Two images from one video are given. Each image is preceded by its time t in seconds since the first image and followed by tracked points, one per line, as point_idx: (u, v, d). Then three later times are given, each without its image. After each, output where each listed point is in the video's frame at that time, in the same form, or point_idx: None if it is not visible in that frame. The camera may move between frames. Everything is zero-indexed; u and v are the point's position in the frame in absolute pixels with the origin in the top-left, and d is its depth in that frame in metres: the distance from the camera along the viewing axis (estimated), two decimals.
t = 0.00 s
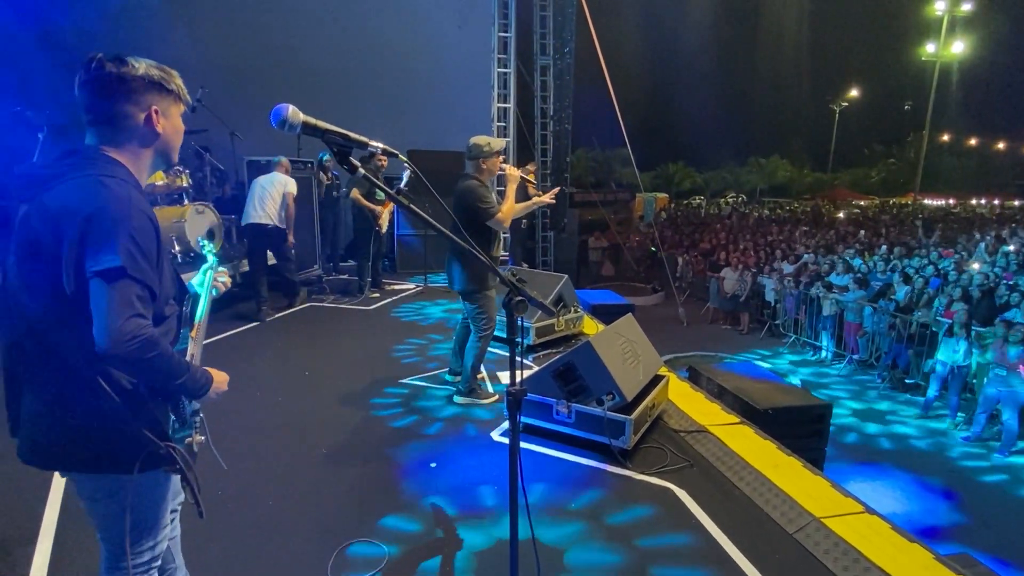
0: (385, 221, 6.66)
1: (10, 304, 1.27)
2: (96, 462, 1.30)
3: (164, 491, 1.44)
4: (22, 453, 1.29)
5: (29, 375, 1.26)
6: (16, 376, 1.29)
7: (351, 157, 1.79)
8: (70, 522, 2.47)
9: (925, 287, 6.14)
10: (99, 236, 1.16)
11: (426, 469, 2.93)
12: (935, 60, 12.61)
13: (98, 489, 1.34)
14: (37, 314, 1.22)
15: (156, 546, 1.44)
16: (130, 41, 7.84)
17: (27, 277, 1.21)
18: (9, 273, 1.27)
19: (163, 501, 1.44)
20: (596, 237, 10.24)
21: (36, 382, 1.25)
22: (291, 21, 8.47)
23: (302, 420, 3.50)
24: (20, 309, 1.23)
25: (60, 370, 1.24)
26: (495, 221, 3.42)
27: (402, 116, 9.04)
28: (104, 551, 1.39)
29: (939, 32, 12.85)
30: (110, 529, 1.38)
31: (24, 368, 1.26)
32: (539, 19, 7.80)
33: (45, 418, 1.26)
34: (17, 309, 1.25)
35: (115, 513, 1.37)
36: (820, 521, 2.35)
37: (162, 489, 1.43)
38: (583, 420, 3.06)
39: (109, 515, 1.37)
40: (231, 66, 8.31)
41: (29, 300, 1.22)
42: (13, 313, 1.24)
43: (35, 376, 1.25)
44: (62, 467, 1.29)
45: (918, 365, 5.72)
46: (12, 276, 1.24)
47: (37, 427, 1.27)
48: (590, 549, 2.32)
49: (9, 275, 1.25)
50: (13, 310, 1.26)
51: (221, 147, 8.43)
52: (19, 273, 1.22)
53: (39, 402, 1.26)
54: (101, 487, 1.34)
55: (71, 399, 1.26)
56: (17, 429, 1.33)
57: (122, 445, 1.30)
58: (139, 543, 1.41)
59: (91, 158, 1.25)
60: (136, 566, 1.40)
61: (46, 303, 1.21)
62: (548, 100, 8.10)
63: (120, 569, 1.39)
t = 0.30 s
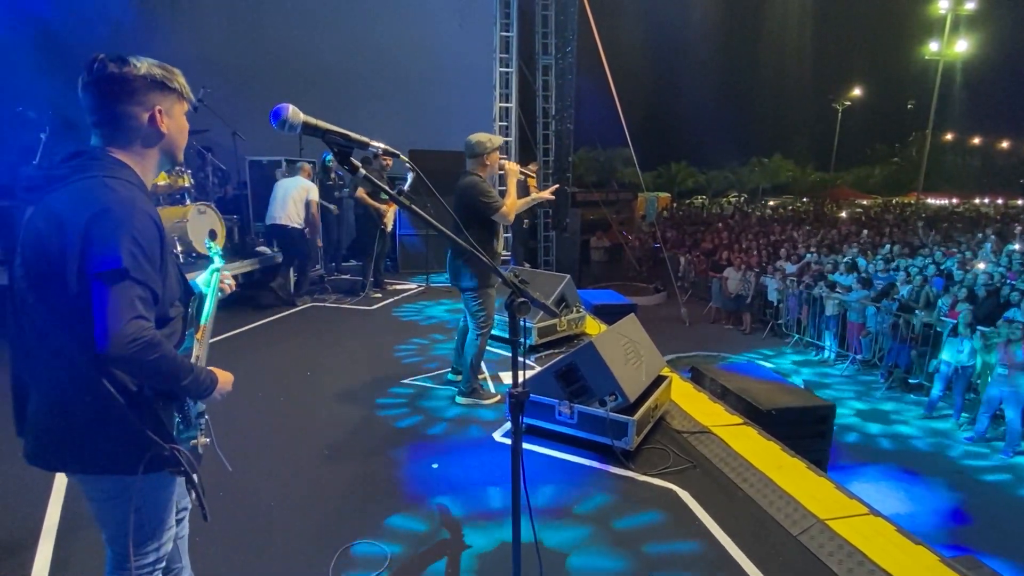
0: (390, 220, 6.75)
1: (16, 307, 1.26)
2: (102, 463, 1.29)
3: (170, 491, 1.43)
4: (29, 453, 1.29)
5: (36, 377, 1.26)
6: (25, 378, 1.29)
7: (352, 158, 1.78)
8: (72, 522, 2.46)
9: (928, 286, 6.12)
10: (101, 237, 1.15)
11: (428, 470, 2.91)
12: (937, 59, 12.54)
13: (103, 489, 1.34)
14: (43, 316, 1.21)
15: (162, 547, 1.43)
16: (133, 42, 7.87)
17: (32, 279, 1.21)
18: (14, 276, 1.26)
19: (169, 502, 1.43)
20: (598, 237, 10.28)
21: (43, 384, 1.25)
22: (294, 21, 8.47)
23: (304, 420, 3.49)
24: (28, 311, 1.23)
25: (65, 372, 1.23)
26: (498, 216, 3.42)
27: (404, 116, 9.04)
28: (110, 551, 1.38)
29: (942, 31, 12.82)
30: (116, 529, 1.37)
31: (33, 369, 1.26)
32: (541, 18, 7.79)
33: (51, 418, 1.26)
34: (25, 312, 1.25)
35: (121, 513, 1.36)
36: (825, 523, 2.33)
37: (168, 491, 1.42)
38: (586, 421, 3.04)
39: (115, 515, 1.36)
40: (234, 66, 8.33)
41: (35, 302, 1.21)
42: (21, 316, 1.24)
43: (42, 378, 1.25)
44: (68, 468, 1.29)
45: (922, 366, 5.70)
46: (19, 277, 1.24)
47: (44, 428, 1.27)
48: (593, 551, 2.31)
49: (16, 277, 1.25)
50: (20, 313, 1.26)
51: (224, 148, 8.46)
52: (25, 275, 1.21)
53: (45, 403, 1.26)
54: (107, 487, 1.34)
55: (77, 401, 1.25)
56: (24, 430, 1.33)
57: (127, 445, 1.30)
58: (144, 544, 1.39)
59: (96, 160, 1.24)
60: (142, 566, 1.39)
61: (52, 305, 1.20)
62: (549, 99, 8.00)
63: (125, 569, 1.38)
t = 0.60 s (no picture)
0: (393, 220, 6.73)
1: (20, 308, 1.26)
2: (107, 465, 1.29)
3: (173, 492, 1.43)
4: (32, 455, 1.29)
5: (39, 379, 1.26)
6: (28, 379, 1.29)
7: (353, 157, 1.77)
8: (74, 523, 2.46)
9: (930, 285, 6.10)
10: (103, 238, 1.15)
11: (430, 470, 2.91)
12: (940, 58, 12.48)
13: (105, 490, 1.33)
14: (46, 318, 1.21)
15: (165, 548, 1.43)
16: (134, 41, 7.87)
17: (34, 279, 1.20)
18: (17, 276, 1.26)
19: (172, 502, 1.43)
20: (599, 236, 10.24)
21: (46, 386, 1.25)
22: (295, 21, 8.47)
23: (306, 420, 3.49)
24: (31, 312, 1.23)
25: (68, 373, 1.23)
26: (500, 214, 3.42)
27: (405, 116, 9.03)
28: (113, 552, 1.38)
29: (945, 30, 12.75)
30: (117, 530, 1.36)
31: (35, 369, 1.26)
32: (542, 18, 7.77)
33: (55, 420, 1.26)
34: (27, 313, 1.25)
35: (123, 514, 1.35)
36: (828, 523, 2.32)
37: (171, 491, 1.41)
38: (588, 421, 3.03)
39: (117, 516, 1.35)
40: (236, 66, 8.35)
41: (36, 302, 1.21)
42: (24, 318, 1.24)
43: (44, 380, 1.25)
44: (72, 471, 1.28)
45: (925, 365, 5.68)
46: (21, 278, 1.23)
47: (48, 430, 1.27)
48: (598, 554, 2.29)
49: (18, 277, 1.25)
50: (23, 314, 1.25)
51: (225, 148, 8.47)
52: (27, 276, 1.21)
53: (49, 405, 1.26)
54: (109, 488, 1.33)
55: (80, 403, 1.25)
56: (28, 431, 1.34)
57: (132, 446, 1.29)
58: (148, 544, 1.40)
59: (97, 159, 1.24)
60: (146, 566, 1.39)
61: (54, 305, 1.20)
62: (551, 99, 8.03)
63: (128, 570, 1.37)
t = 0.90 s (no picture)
0: (394, 220, 6.72)
1: (18, 308, 1.26)
2: (107, 467, 1.29)
3: (172, 495, 1.42)
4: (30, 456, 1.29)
5: (39, 380, 1.25)
6: (27, 379, 1.29)
7: (355, 156, 1.76)
8: (76, 525, 2.46)
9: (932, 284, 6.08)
10: (103, 240, 1.14)
11: (432, 470, 2.90)
12: (942, 57, 12.46)
13: (104, 491, 1.33)
14: (46, 319, 1.21)
15: (164, 551, 1.42)
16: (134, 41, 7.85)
17: (34, 280, 1.20)
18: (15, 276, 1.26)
19: (171, 505, 1.42)
20: (600, 236, 10.21)
21: (45, 387, 1.25)
22: (295, 20, 8.46)
23: (306, 420, 3.48)
24: (30, 312, 1.22)
25: (67, 375, 1.23)
26: (502, 214, 3.43)
27: (406, 115, 9.02)
28: (113, 553, 1.38)
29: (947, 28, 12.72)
30: (117, 532, 1.36)
31: (35, 369, 1.25)
32: (543, 17, 7.75)
33: (54, 421, 1.26)
34: (25, 314, 1.24)
35: (121, 516, 1.35)
36: (831, 523, 2.32)
37: (169, 494, 1.41)
38: (590, 421, 3.03)
39: (116, 518, 1.35)
40: (236, 66, 8.34)
41: (36, 303, 1.21)
42: (24, 318, 1.23)
43: (43, 381, 1.25)
44: (71, 472, 1.28)
45: (926, 365, 5.67)
46: (21, 278, 1.23)
47: (46, 431, 1.26)
48: (602, 555, 2.28)
49: (17, 277, 1.24)
50: (22, 314, 1.25)
51: (226, 148, 8.46)
52: (26, 277, 1.21)
53: (47, 406, 1.25)
54: (109, 490, 1.33)
55: (78, 404, 1.24)
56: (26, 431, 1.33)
57: (131, 448, 1.29)
58: (146, 548, 1.39)
59: (99, 160, 1.23)
60: (145, 568, 1.39)
61: (54, 306, 1.20)
62: (553, 98, 8.01)
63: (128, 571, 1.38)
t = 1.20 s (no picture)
0: (392, 219, 6.72)
1: (15, 307, 1.26)
2: (106, 465, 1.29)
3: (172, 494, 1.42)
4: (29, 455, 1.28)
5: (37, 379, 1.25)
6: (25, 377, 1.28)
7: (354, 154, 1.76)
8: (73, 525, 2.45)
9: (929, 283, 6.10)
10: (101, 238, 1.14)
11: (431, 469, 2.91)
12: (938, 56, 12.50)
13: (103, 492, 1.33)
14: (44, 318, 1.21)
15: (164, 550, 1.43)
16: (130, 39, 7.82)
17: (32, 279, 1.20)
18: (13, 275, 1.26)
19: (170, 504, 1.42)
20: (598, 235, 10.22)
21: (44, 385, 1.24)
22: (293, 20, 8.45)
23: (304, 420, 3.48)
24: (28, 311, 1.22)
25: (67, 373, 1.23)
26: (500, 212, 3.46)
27: (404, 114, 9.01)
28: (113, 552, 1.38)
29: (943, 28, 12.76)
30: (117, 532, 1.36)
31: (33, 367, 1.25)
32: (541, 16, 7.75)
33: (53, 420, 1.25)
34: (22, 312, 1.24)
35: (120, 516, 1.35)
36: (829, 521, 2.32)
37: (169, 493, 1.41)
38: (588, 420, 3.03)
39: (114, 518, 1.35)
40: (233, 66, 8.32)
41: (34, 301, 1.20)
42: (23, 317, 1.23)
43: (41, 379, 1.24)
44: (71, 471, 1.28)
45: (924, 364, 5.69)
46: (19, 277, 1.23)
47: (44, 430, 1.26)
48: (601, 553, 2.28)
49: (15, 275, 1.24)
50: (20, 312, 1.25)
51: (223, 147, 8.44)
52: (24, 274, 1.20)
53: (46, 405, 1.25)
54: (107, 490, 1.33)
55: (77, 403, 1.24)
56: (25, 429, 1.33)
57: (132, 446, 1.29)
58: (146, 547, 1.39)
59: (96, 158, 1.23)
60: (145, 568, 1.39)
61: (52, 304, 1.19)
62: (550, 97, 8.00)
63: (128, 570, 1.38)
